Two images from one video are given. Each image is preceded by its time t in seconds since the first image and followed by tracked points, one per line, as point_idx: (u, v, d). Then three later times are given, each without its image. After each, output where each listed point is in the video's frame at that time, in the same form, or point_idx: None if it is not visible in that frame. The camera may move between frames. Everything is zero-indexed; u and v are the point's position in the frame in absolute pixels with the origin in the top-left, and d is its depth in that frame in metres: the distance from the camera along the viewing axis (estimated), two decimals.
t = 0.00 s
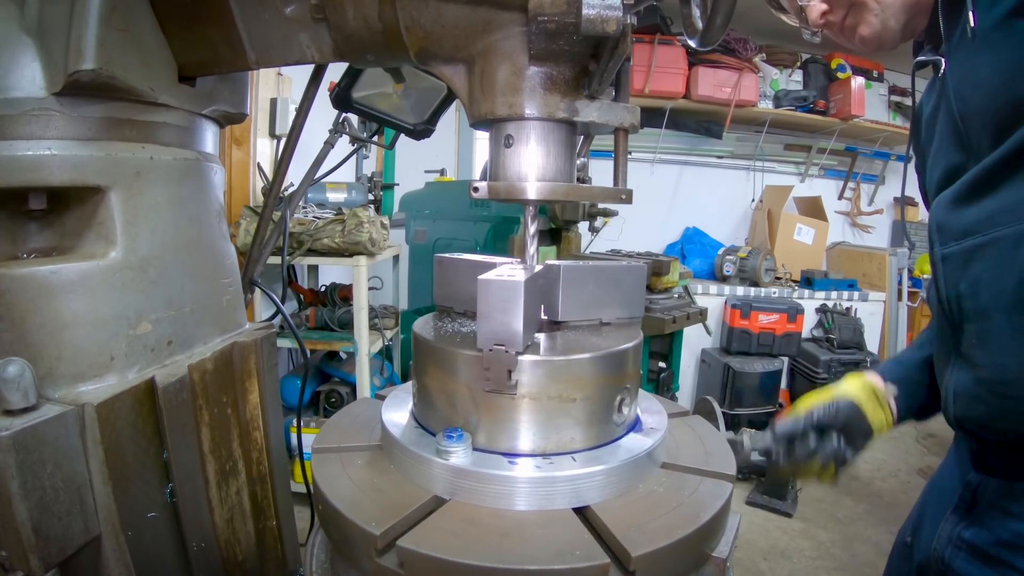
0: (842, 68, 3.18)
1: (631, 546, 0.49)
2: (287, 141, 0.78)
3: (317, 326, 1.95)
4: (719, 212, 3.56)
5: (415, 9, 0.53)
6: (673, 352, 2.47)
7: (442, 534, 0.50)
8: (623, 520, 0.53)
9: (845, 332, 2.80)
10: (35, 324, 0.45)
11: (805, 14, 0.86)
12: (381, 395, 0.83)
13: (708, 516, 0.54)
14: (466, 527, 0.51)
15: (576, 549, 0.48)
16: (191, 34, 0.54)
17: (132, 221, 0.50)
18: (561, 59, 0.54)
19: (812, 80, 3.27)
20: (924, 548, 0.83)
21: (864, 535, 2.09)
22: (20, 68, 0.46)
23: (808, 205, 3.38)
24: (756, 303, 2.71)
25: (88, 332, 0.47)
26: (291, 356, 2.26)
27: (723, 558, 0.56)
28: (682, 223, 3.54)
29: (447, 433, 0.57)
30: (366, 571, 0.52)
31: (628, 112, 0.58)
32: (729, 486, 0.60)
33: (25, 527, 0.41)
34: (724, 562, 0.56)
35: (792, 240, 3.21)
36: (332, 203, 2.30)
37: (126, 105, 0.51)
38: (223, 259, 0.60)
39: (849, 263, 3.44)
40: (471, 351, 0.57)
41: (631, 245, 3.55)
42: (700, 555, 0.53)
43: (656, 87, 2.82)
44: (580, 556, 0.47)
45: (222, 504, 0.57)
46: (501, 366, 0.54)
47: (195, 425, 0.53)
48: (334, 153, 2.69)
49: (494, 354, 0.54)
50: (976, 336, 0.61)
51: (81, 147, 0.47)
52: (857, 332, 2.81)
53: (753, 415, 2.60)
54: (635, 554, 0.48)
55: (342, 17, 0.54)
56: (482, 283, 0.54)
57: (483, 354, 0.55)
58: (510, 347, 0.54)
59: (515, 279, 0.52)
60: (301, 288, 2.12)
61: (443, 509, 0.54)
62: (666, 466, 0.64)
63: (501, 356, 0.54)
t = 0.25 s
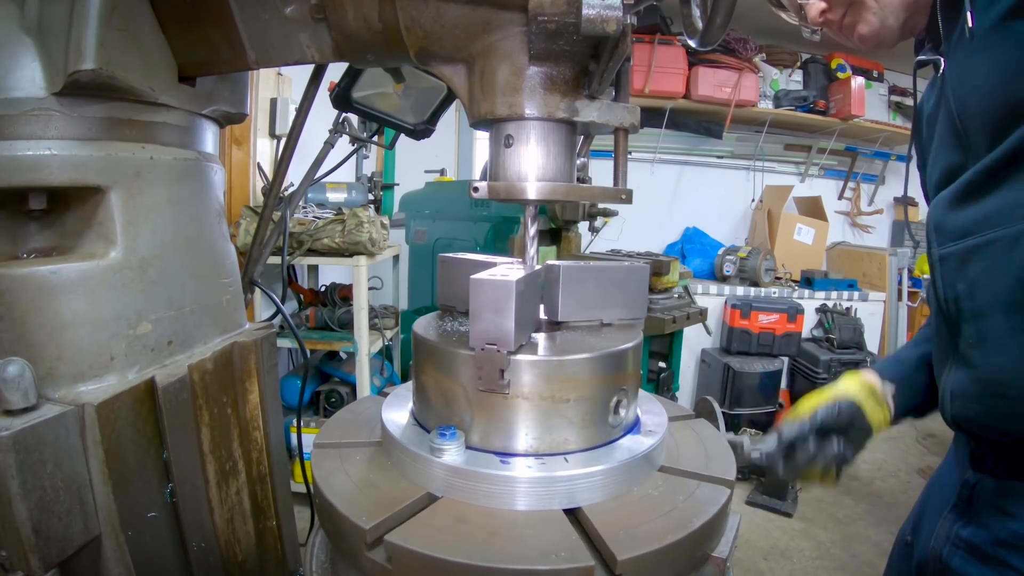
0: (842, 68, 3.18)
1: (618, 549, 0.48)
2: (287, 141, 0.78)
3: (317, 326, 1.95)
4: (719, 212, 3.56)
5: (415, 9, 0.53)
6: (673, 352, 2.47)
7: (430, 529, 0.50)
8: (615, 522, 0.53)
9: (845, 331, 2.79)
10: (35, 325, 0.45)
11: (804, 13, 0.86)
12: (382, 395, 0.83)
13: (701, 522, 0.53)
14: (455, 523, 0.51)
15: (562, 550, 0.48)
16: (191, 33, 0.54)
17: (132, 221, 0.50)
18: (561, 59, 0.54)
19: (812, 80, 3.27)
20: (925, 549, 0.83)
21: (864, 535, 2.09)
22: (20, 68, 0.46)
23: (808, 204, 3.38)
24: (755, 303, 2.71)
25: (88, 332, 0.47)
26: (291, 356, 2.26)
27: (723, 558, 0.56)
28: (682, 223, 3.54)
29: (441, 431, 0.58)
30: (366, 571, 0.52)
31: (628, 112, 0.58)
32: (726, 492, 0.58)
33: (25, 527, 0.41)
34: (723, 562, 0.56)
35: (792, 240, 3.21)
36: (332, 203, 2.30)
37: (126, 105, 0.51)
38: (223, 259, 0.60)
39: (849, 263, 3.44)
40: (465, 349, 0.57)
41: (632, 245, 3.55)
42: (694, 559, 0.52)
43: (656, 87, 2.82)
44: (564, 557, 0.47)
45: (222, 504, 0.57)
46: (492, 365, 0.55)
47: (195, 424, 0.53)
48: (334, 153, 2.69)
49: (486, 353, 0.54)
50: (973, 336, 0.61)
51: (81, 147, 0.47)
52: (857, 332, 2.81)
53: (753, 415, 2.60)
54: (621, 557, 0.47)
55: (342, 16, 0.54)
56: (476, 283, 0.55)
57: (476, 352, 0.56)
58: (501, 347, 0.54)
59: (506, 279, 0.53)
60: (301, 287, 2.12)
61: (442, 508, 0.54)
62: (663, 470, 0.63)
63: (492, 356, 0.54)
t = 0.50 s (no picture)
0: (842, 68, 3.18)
1: (592, 553, 0.48)
2: (287, 141, 0.78)
3: (317, 326, 1.95)
4: (719, 212, 3.56)
5: (415, 9, 0.53)
6: (673, 351, 2.47)
7: (409, 524, 0.51)
8: (602, 525, 0.52)
9: (845, 331, 2.79)
10: (35, 325, 0.45)
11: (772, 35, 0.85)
12: (381, 395, 0.83)
13: (687, 531, 0.51)
14: (435, 519, 0.52)
15: (535, 552, 0.48)
16: (191, 33, 0.54)
17: (133, 221, 0.50)
18: (561, 59, 0.54)
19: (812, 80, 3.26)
20: (925, 550, 0.83)
21: (864, 535, 2.09)
22: (20, 67, 0.46)
23: (808, 205, 3.38)
24: (756, 303, 2.71)
25: (89, 332, 0.47)
26: (291, 356, 2.26)
27: (724, 558, 0.56)
28: (682, 223, 3.54)
29: (430, 428, 0.59)
30: (360, 566, 0.52)
31: (628, 112, 0.58)
32: (719, 501, 0.57)
33: (26, 527, 0.41)
34: (724, 562, 0.56)
35: (792, 240, 3.21)
36: (332, 203, 2.30)
37: (126, 105, 0.51)
38: (223, 259, 0.60)
39: (848, 263, 3.44)
40: (454, 346, 0.58)
41: (632, 245, 3.55)
42: (682, 567, 0.51)
43: (656, 87, 2.82)
44: (536, 559, 0.47)
45: (222, 504, 0.57)
46: (477, 363, 0.55)
47: (195, 424, 0.53)
48: (334, 153, 2.69)
49: (471, 352, 0.55)
50: (964, 349, 0.61)
51: (81, 147, 0.47)
52: (857, 332, 2.81)
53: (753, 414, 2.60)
54: (594, 562, 0.47)
55: (343, 16, 0.54)
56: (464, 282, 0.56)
57: (463, 350, 0.57)
58: (486, 345, 0.55)
59: (491, 278, 0.53)
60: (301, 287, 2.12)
61: (439, 508, 0.54)
62: (659, 475, 0.63)
63: (478, 353, 0.55)
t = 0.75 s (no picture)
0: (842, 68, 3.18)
1: (563, 556, 0.47)
2: (287, 141, 0.78)
3: (317, 326, 1.95)
4: (719, 212, 3.56)
5: (415, 9, 0.53)
6: (673, 352, 2.48)
7: (391, 515, 0.53)
8: (585, 527, 0.52)
9: (845, 331, 2.80)
10: (35, 324, 0.45)
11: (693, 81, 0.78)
12: (381, 395, 0.82)
13: (667, 541, 0.50)
14: (417, 512, 0.53)
15: (504, 551, 0.48)
16: (192, 33, 0.54)
17: (132, 221, 0.50)
18: (561, 59, 0.54)
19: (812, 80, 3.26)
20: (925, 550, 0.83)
21: (864, 535, 2.10)
22: (20, 68, 0.46)
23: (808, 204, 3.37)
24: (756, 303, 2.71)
25: (87, 332, 0.47)
26: (291, 356, 2.26)
27: (724, 558, 0.56)
28: (682, 223, 3.54)
29: (420, 422, 0.60)
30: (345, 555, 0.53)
31: (628, 112, 0.58)
32: (709, 512, 0.55)
33: (26, 527, 0.41)
34: (724, 562, 0.56)
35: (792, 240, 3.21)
36: (332, 203, 2.30)
37: (127, 105, 0.51)
38: (223, 259, 0.60)
39: (848, 263, 3.41)
40: (442, 342, 0.59)
41: (632, 245, 3.55)
42: (673, 570, 0.50)
43: (656, 87, 2.82)
44: (501, 559, 0.47)
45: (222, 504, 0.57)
46: (463, 360, 0.56)
47: (195, 424, 0.53)
48: (334, 153, 2.69)
49: (456, 350, 0.57)
50: (930, 394, 0.56)
51: (81, 147, 0.47)
52: (857, 332, 2.81)
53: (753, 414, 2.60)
54: (563, 565, 0.46)
55: (342, 16, 0.54)
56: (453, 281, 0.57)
57: (451, 348, 0.58)
58: (472, 344, 0.56)
59: (475, 278, 0.54)
60: (301, 287, 2.12)
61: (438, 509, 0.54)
62: (651, 482, 0.61)
63: (462, 352, 0.56)
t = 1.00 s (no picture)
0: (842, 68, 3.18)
1: (534, 556, 0.47)
2: (287, 141, 0.78)
3: (317, 326, 1.95)
4: (719, 212, 3.56)
5: (415, 9, 0.53)
6: (673, 352, 2.48)
7: (377, 509, 0.54)
8: (574, 531, 0.52)
9: (845, 332, 2.80)
10: (34, 325, 0.45)
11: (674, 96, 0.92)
12: (381, 395, 0.82)
13: (645, 549, 0.49)
14: (402, 505, 0.55)
15: (476, 547, 0.48)
16: (191, 33, 0.54)
17: (132, 221, 0.50)
18: (562, 59, 0.54)
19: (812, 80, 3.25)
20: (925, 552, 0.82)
21: (864, 535, 2.10)
22: (20, 68, 0.46)
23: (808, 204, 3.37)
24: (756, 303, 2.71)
25: (88, 332, 0.47)
26: (291, 356, 2.26)
27: (724, 558, 0.56)
28: (682, 223, 3.54)
29: (412, 418, 0.61)
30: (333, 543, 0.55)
31: (628, 112, 0.57)
32: (698, 522, 0.53)
33: (25, 527, 0.41)
34: (724, 562, 0.56)
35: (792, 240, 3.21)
36: (332, 203, 2.30)
37: (126, 105, 0.51)
38: (223, 259, 0.60)
39: (848, 263, 3.40)
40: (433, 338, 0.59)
41: (632, 245, 3.55)
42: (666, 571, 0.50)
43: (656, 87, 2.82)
44: (472, 554, 0.47)
45: (222, 504, 0.57)
46: (450, 358, 0.57)
47: (195, 424, 0.53)
48: (334, 153, 2.69)
49: (444, 347, 0.57)
50: (921, 399, 0.61)
51: (81, 147, 0.47)
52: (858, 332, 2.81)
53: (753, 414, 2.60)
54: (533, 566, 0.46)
55: (342, 17, 0.54)
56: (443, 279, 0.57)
57: (440, 345, 0.58)
58: (459, 341, 0.56)
59: (460, 275, 0.55)
60: (301, 288, 2.12)
61: (439, 509, 0.54)
62: (643, 489, 0.60)
63: (449, 349, 0.56)
